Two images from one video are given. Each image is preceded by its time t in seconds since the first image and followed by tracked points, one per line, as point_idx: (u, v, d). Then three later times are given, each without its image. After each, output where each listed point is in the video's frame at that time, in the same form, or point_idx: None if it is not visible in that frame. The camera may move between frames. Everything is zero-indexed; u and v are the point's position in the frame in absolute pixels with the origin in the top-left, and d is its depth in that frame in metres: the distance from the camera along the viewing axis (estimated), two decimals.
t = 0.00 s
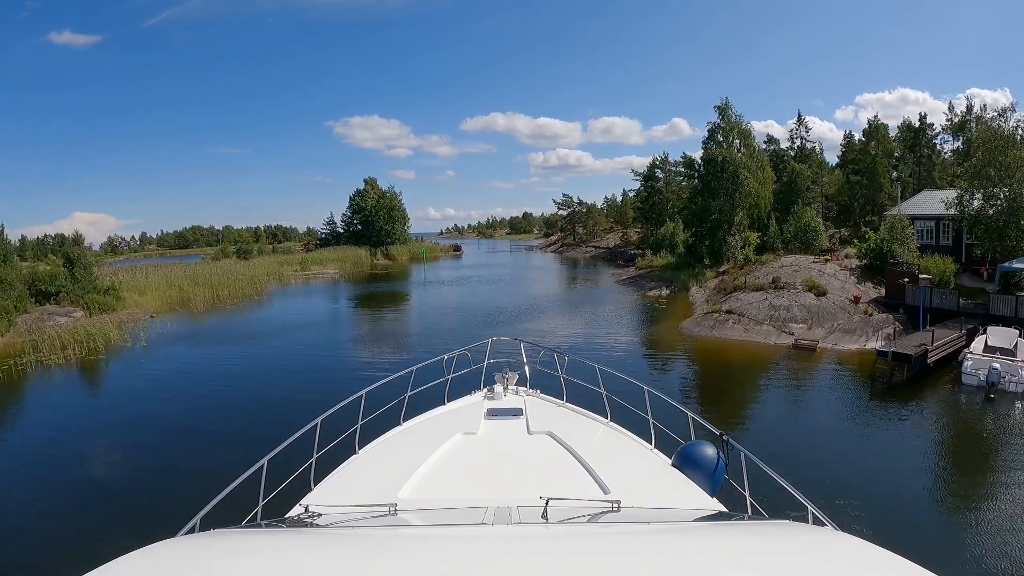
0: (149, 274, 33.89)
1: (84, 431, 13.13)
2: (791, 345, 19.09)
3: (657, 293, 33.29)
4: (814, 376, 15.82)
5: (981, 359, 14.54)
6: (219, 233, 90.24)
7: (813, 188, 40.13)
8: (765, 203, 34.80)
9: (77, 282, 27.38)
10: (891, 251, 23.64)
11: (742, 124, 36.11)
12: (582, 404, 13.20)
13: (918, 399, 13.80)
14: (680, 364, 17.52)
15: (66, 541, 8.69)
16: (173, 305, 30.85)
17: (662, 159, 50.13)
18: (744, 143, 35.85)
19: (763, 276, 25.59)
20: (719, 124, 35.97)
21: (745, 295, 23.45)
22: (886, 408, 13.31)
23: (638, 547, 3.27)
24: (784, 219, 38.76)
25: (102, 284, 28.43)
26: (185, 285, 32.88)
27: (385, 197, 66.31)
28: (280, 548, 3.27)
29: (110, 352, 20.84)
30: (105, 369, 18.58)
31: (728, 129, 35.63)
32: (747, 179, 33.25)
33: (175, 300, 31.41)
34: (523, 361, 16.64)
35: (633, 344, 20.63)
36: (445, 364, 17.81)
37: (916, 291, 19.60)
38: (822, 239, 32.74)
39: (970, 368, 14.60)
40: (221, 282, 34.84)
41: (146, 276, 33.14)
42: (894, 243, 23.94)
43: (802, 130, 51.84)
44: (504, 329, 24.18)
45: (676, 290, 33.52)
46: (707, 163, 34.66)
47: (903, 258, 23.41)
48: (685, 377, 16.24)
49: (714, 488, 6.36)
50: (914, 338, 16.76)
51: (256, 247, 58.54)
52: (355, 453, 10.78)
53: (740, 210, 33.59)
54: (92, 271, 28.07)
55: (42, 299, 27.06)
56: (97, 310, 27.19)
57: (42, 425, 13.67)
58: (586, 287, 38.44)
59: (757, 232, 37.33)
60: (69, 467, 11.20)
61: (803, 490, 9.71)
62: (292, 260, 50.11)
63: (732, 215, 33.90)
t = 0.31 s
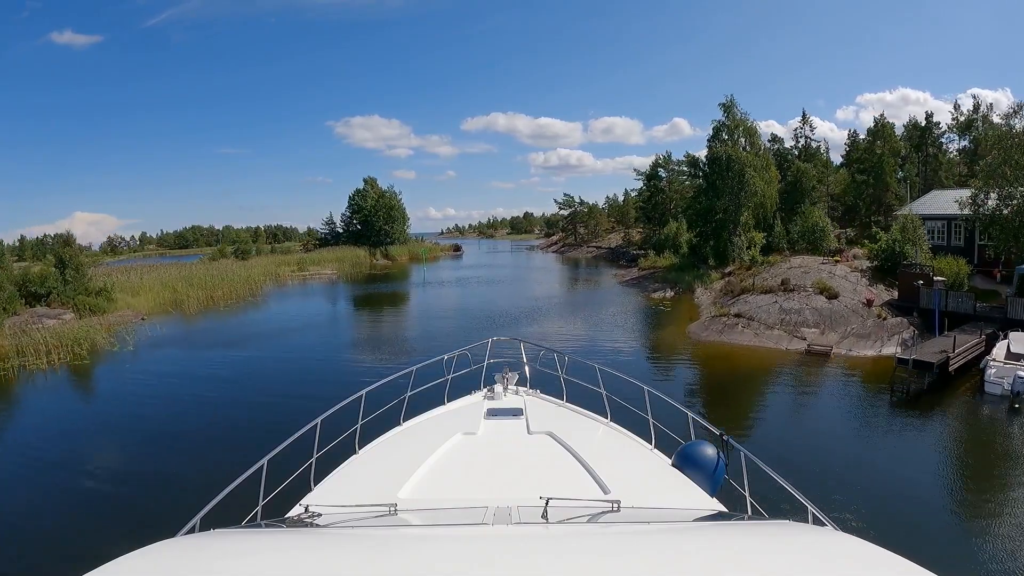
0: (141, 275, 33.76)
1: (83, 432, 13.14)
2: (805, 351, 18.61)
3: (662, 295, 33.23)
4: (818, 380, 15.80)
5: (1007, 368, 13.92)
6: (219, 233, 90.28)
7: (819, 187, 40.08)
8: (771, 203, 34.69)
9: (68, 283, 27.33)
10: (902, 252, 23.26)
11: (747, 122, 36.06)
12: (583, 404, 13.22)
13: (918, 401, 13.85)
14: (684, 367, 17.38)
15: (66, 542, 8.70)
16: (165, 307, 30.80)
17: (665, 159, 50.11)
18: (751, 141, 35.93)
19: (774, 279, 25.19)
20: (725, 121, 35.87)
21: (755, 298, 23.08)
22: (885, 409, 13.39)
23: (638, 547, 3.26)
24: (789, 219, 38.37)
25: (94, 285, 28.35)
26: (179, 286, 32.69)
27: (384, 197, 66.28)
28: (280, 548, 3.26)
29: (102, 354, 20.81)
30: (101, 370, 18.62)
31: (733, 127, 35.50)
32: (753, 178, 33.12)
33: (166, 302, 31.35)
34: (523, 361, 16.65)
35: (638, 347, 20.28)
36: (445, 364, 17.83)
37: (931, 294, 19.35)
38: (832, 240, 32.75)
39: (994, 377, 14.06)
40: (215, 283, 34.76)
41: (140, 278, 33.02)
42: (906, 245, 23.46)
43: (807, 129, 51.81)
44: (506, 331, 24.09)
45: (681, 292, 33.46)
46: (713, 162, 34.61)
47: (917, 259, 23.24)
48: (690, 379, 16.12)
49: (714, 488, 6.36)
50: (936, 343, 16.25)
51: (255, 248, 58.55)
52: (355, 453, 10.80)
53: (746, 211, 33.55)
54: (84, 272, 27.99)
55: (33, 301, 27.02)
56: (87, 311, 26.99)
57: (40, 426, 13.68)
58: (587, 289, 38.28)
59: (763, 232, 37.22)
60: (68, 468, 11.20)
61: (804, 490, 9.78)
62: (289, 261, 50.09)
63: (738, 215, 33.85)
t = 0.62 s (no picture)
0: (134, 276, 33.60)
1: (82, 432, 13.15)
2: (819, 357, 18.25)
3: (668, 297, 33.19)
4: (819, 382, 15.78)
5: None
6: (219, 233, 90.21)
7: (824, 186, 40.05)
8: (777, 202, 34.60)
9: (58, 285, 27.20)
10: (914, 253, 23.06)
11: (753, 119, 36.00)
12: (583, 404, 13.22)
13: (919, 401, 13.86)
14: (689, 371, 17.26)
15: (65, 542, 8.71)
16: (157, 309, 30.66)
17: (668, 158, 50.03)
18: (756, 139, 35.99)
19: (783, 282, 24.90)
20: (730, 119, 35.74)
21: (765, 302, 22.85)
22: (885, 409, 13.45)
23: (637, 547, 3.26)
24: (795, 219, 38.32)
25: (85, 287, 28.19)
26: (173, 287, 32.55)
27: (384, 197, 66.11)
28: (279, 548, 3.26)
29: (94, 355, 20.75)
30: (94, 371, 18.59)
31: (738, 125, 35.42)
32: (759, 177, 33.06)
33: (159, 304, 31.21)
34: (523, 361, 16.65)
35: (644, 351, 20.02)
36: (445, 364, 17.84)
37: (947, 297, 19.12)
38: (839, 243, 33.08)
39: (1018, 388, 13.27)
40: (208, 285, 34.62)
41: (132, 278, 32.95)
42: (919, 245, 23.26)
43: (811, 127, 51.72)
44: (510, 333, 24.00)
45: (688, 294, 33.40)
46: (718, 160, 34.52)
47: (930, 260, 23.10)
48: (694, 383, 15.98)
49: (714, 488, 6.34)
50: (957, 350, 15.77)
51: (255, 249, 58.48)
52: (355, 453, 10.80)
53: (752, 211, 33.50)
54: (75, 274, 27.83)
55: (23, 303, 26.89)
56: (77, 313, 26.83)
57: (39, 426, 13.68)
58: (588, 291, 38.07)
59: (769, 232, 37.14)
60: (68, 469, 11.21)
61: (804, 489, 9.82)
62: (286, 261, 49.99)
63: (743, 216, 33.78)
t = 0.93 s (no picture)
0: (128, 277, 33.46)
1: (82, 432, 13.15)
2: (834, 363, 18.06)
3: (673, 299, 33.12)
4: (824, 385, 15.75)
5: None
6: (219, 233, 90.12)
7: (829, 186, 39.99)
8: (783, 201, 34.59)
9: (49, 286, 27.06)
10: (929, 253, 22.93)
11: (758, 117, 36.08)
12: (583, 404, 13.23)
13: (935, 409, 13.39)
14: (695, 375, 17.18)
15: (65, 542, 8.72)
16: (149, 311, 30.50)
17: (670, 158, 50.00)
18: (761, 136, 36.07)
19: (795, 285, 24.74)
20: (735, 117, 35.79)
21: (777, 306, 22.76)
22: (887, 412, 13.47)
23: (637, 547, 3.26)
24: (801, 220, 38.28)
25: (77, 289, 28.03)
26: (166, 290, 32.34)
27: (383, 197, 65.97)
28: (279, 548, 3.26)
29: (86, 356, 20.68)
30: (89, 371, 18.57)
31: (744, 122, 35.52)
32: (765, 175, 32.97)
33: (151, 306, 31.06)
34: (523, 361, 16.66)
35: (651, 355, 19.91)
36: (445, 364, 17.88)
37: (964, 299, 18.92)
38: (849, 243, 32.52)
39: None
40: (202, 287, 34.48)
41: (125, 279, 32.77)
42: (933, 245, 23.15)
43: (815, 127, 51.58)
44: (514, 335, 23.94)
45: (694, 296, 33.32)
46: (723, 159, 34.45)
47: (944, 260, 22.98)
48: (699, 387, 15.91)
49: (714, 488, 6.32)
50: (982, 356, 14.97)
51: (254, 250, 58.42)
52: (355, 453, 10.81)
53: (758, 213, 33.42)
54: (66, 275, 27.66)
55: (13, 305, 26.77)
56: (66, 316, 26.60)
57: (38, 426, 13.69)
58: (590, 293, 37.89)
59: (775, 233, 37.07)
60: (67, 469, 11.21)
61: (804, 490, 9.86)
62: (285, 262, 49.96)
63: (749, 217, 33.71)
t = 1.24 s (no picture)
0: (120, 279, 33.35)
1: (82, 432, 13.16)
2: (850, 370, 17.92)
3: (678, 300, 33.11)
4: (828, 388, 15.75)
5: None
6: (218, 232, 90.12)
7: (835, 184, 39.95)
8: (790, 199, 34.54)
9: (40, 289, 26.92)
10: (945, 255, 22.82)
11: (764, 114, 36.06)
12: (583, 404, 13.22)
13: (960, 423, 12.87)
14: (700, 378, 17.14)
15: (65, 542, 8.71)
16: (142, 313, 30.40)
17: (672, 157, 49.93)
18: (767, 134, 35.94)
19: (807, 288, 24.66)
20: (740, 114, 35.80)
21: (791, 309, 22.65)
22: (889, 414, 13.47)
23: (637, 547, 3.26)
24: (807, 219, 38.26)
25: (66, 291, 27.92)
26: (158, 292, 32.22)
27: (382, 197, 65.94)
28: (278, 549, 3.26)
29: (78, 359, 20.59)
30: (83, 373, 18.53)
31: (749, 119, 35.58)
32: (772, 174, 32.88)
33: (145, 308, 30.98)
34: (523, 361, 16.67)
35: (658, 359, 19.81)
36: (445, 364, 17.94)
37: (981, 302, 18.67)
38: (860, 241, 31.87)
39: None
40: (195, 289, 34.37)
41: (117, 281, 32.68)
42: (947, 246, 23.02)
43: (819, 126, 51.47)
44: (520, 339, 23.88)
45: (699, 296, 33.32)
46: (728, 158, 34.33)
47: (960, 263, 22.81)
48: (704, 391, 15.85)
49: (714, 488, 6.32)
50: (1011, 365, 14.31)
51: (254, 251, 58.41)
52: (355, 453, 10.81)
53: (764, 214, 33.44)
54: (57, 278, 27.51)
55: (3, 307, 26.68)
56: (54, 319, 26.51)
57: (37, 426, 13.69)
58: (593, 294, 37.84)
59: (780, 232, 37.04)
60: (67, 468, 11.21)
61: (805, 489, 9.89)
62: (284, 262, 49.96)
63: (756, 217, 33.73)
